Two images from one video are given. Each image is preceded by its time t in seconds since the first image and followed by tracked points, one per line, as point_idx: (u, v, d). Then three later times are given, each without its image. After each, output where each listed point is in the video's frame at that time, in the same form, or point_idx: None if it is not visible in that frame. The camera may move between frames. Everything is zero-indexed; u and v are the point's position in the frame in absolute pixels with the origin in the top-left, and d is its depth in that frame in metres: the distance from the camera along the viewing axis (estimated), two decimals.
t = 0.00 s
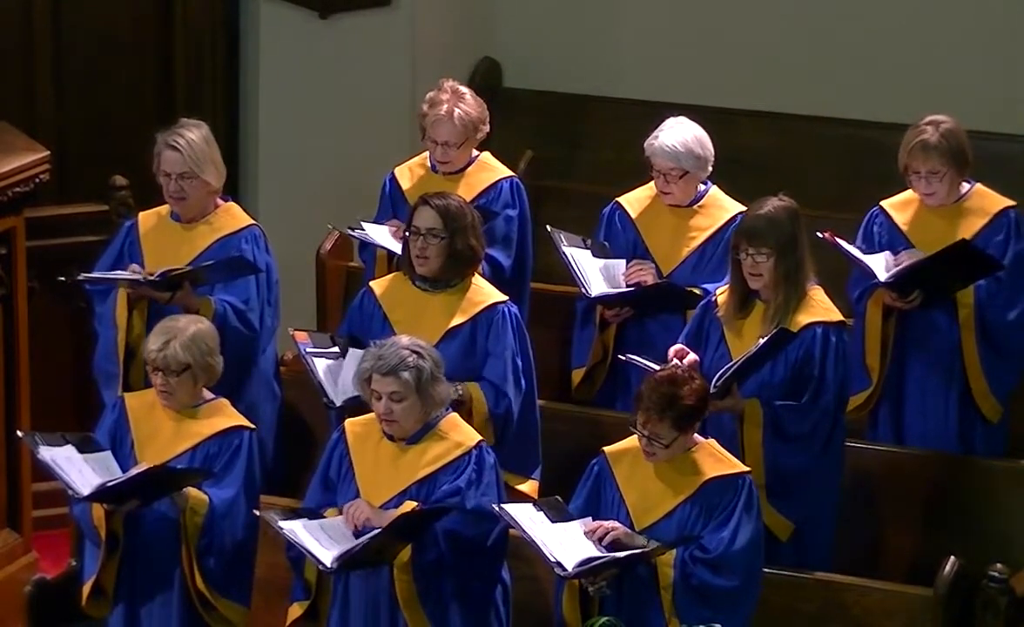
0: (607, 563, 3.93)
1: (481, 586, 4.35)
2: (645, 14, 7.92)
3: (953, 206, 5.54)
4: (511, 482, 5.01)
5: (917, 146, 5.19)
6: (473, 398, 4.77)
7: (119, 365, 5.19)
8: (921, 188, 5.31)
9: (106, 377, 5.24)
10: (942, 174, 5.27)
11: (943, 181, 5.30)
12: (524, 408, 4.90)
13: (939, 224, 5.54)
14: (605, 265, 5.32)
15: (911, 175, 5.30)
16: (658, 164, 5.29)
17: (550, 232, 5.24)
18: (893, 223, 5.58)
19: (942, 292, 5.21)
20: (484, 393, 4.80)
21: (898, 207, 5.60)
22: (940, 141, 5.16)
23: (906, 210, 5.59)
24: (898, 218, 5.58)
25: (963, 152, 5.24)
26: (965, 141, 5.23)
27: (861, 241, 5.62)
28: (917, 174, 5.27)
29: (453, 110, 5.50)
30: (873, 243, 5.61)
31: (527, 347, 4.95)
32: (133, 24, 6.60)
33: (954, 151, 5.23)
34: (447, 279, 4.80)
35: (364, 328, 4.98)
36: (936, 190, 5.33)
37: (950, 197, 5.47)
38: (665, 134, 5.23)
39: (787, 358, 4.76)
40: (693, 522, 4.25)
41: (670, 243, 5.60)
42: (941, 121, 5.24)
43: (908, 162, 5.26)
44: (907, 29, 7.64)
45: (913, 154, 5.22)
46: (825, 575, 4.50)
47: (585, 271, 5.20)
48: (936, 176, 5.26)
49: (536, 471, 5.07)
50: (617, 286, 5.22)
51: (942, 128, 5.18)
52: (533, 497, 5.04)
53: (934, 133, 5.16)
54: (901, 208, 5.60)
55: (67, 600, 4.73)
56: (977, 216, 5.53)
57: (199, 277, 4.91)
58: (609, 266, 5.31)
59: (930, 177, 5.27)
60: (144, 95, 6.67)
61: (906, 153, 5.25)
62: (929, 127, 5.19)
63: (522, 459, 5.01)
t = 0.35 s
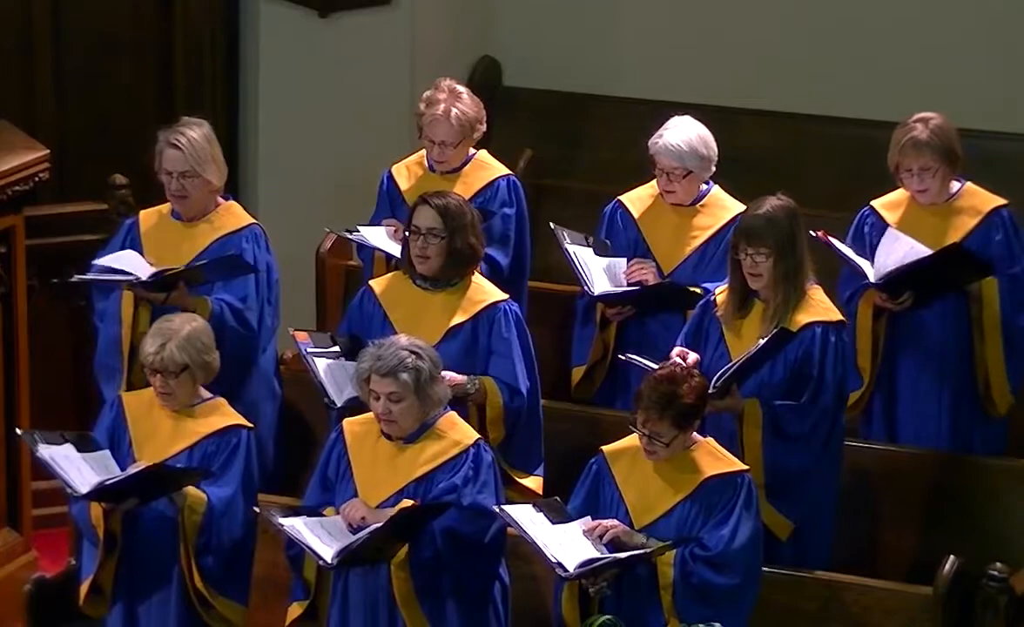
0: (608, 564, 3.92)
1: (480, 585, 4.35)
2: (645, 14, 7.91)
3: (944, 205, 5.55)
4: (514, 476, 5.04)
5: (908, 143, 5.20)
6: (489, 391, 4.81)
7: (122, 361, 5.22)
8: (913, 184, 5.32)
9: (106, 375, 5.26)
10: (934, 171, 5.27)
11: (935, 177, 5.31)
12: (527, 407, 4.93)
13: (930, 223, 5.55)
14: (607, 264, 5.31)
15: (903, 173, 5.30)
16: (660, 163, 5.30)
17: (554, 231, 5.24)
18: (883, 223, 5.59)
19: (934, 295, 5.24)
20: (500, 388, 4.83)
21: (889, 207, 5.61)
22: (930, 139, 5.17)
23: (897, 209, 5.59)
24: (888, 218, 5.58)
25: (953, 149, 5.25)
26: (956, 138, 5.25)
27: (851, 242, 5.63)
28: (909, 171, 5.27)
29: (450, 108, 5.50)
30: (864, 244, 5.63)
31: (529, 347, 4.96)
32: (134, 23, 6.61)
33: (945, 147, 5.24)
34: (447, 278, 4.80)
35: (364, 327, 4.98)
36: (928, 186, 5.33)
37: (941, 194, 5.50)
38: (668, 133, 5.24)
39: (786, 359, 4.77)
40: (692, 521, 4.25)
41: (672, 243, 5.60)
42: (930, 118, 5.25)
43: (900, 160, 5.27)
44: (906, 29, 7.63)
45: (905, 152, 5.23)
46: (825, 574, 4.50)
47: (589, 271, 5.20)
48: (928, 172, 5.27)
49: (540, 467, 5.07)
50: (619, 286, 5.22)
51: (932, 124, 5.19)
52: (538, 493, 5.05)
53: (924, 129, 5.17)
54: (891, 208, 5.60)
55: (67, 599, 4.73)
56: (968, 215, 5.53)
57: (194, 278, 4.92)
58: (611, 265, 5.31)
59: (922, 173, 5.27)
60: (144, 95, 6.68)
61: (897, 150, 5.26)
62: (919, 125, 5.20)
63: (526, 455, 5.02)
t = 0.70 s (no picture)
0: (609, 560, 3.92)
1: (480, 586, 4.34)
2: (645, 14, 7.90)
3: (937, 206, 5.55)
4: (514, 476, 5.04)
5: (900, 142, 5.19)
6: (494, 389, 4.80)
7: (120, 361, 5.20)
8: (906, 183, 5.32)
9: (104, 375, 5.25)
10: (927, 168, 5.27)
11: (929, 174, 5.30)
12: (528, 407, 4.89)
13: (925, 225, 5.54)
14: (608, 265, 5.31)
15: (896, 172, 5.30)
16: (661, 163, 5.29)
17: (555, 231, 5.23)
18: (877, 225, 5.58)
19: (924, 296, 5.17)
20: (504, 387, 4.82)
21: (881, 209, 5.60)
22: (922, 138, 5.16)
23: (890, 211, 5.58)
24: (881, 220, 5.58)
25: (946, 147, 5.25)
26: (948, 138, 5.24)
27: (845, 244, 5.63)
28: (902, 170, 5.27)
29: (450, 110, 5.49)
30: (858, 246, 5.62)
31: (530, 348, 4.94)
32: (134, 21, 6.60)
33: (937, 146, 5.24)
34: (448, 278, 4.78)
35: (364, 327, 4.98)
36: (921, 184, 5.34)
37: (934, 195, 5.48)
38: (670, 133, 5.24)
39: (787, 358, 4.75)
40: (690, 520, 4.24)
41: (672, 243, 5.60)
42: (922, 117, 5.25)
43: (892, 160, 5.26)
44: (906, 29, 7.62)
45: (897, 150, 5.22)
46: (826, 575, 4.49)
47: (590, 272, 5.19)
48: (921, 170, 5.27)
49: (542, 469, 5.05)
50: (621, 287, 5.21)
51: (923, 123, 5.19)
52: (541, 494, 5.03)
53: (916, 128, 5.17)
54: (884, 210, 5.59)
55: (65, 599, 4.72)
56: (962, 215, 5.54)
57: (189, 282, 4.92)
58: (612, 266, 5.31)
59: (915, 171, 5.27)
60: (143, 95, 6.67)
61: (889, 150, 5.25)
62: (911, 124, 5.20)
63: (528, 457, 5.00)
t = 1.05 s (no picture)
0: (611, 560, 3.93)
1: (480, 587, 4.35)
2: (645, 14, 7.90)
3: (933, 206, 5.55)
4: (517, 477, 5.00)
5: (892, 143, 5.20)
6: (500, 396, 4.78)
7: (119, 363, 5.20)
8: (899, 184, 5.32)
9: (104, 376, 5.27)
10: (920, 169, 5.27)
11: (922, 175, 5.31)
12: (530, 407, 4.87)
13: (920, 226, 5.55)
14: (610, 266, 5.32)
15: (889, 173, 5.30)
16: (664, 159, 5.30)
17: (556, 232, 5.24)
18: (872, 227, 5.59)
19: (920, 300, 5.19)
20: (506, 390, 4.80)
21: (877, 210, 5.60)
22: (915, 139, 5.17)
23: (884, 213, 5.59)
24: (876, 222, 5.59)
25: (939, 148, 5.25)
26: (941, 139, 5.25)
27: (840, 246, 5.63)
28: (895, 171, 5.27)
29: (453, 110, 5.50)
30: (853, 247, 5.63)
31: (530, 349, 4.94)
32: (134, 21, 6.61)
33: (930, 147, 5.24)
34: (448, 279, 4.79)
35: (366, 327, 4.99)
36: (914, 185, 5.34)
37: (928, 197, 5.49)
38: (674, 130, 5.25)
39: (794, 356, 4.77)
40: (690, 520, 4.25)
41: (672, 245, 5.60)
42: (915, 119, 5.26)
43: (885, 161, 5.27)
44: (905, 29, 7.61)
45: (890, 152, 5.23)
46: (825, 575, 4.49)
47: (592, 274, 5.20)
48: (914, 171, 5.27)
49: (542, 471, 5.03)
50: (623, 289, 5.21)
51: (916, 124, 5.20)
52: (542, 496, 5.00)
53: (908, 129, 5.18)
54: (879, 212, 5.59)
55: (65, 600, 4.72)
56: (957, 217, 5.54)
57: (190, 290, 4.91)
58: (614, 267, 5.32)
59: (909, 172, 5.28)
60: (143, 95, 6.68)
61: (882, 151, 5.26)
62: (904, 126, 5.21)
63: (531, 460, 4.98)
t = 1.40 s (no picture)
0: (613, 562, 3.91)
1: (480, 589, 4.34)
2: (645, 14, 7.90)
3: (927, 207, 5.56)
4: (522, 477, 5.00)
5: (888, 144, 5.20)
6: (499, 402, 4.78)
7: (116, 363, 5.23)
8: (895, 184, 5.32)
9: (103, 376, 5.27)
10: (915, 169, 5.27)
11: (917, 176, 5.30)
12: (533, 407, 4.85)
13: (916, 228, 5.55)
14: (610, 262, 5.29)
15: (885, 173, 5.30)
16: (671, 149, 5.29)
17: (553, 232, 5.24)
18: (867, 228, 5.59)
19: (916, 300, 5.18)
20: (506, 393, 4.80)
21: (872, 211, 5.61)
22: (911, 138, 5.17)
23: (879, 215, 5.59)
24: (871, 223, 5.59)
25: (934, 148, 5.25)
26: (935, 138, 5.25)
27: (836, 247, 5.63)
28: (891, 171, 5.27)
29: (455, 110, 5.50)
30: (848, 248, 5.63)
31: (530, 349, 4.93)
32: (133, 20, 6.59)
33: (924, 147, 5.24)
34: (449, 280, 4.79)
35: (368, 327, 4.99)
36: (910, 185, 5.33)
37: (922, 197, 5.50)
38: (677, 124, 5.26)
39: (795, 354, 4.75)
40: (689, 520, 4.24)
41: (672, 246, 5.61)
42: (908, 119, 5.26)
43: (881, 161, 5.26)
44: (906, 29, 7.60)
45: (885, 152, 5.23)
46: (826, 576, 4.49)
47: (588, 271, 5.18)
48: (910, 170, 5.27)
49: (547, 471, 5.03)
50: (623, 287, 5.20)
51: (911, 124, 5.20)
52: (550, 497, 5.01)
53: (903, 130, 5.18)
54: (874, 213, 5.60)
55: (64, 601, 4.72)
56: (951, 217, 5.55)
57: (194, 295, 4.94)
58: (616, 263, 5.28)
59: (905, 172, 5.27)
60: (143, 95, 6.68)
61: (877, 152, 5.26)
62: (898, 126, 5.21)
63: (535, 461, 4.97)
